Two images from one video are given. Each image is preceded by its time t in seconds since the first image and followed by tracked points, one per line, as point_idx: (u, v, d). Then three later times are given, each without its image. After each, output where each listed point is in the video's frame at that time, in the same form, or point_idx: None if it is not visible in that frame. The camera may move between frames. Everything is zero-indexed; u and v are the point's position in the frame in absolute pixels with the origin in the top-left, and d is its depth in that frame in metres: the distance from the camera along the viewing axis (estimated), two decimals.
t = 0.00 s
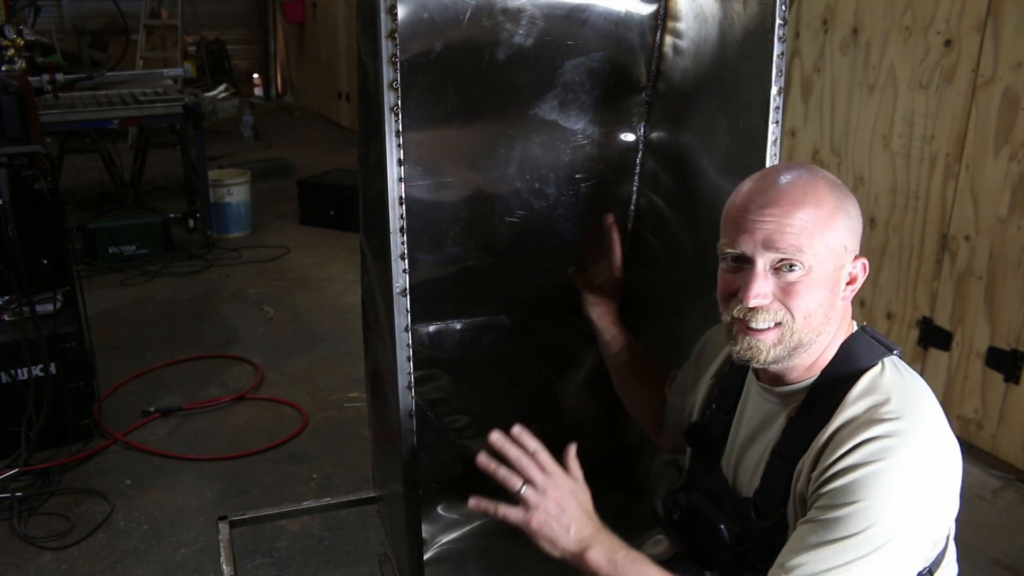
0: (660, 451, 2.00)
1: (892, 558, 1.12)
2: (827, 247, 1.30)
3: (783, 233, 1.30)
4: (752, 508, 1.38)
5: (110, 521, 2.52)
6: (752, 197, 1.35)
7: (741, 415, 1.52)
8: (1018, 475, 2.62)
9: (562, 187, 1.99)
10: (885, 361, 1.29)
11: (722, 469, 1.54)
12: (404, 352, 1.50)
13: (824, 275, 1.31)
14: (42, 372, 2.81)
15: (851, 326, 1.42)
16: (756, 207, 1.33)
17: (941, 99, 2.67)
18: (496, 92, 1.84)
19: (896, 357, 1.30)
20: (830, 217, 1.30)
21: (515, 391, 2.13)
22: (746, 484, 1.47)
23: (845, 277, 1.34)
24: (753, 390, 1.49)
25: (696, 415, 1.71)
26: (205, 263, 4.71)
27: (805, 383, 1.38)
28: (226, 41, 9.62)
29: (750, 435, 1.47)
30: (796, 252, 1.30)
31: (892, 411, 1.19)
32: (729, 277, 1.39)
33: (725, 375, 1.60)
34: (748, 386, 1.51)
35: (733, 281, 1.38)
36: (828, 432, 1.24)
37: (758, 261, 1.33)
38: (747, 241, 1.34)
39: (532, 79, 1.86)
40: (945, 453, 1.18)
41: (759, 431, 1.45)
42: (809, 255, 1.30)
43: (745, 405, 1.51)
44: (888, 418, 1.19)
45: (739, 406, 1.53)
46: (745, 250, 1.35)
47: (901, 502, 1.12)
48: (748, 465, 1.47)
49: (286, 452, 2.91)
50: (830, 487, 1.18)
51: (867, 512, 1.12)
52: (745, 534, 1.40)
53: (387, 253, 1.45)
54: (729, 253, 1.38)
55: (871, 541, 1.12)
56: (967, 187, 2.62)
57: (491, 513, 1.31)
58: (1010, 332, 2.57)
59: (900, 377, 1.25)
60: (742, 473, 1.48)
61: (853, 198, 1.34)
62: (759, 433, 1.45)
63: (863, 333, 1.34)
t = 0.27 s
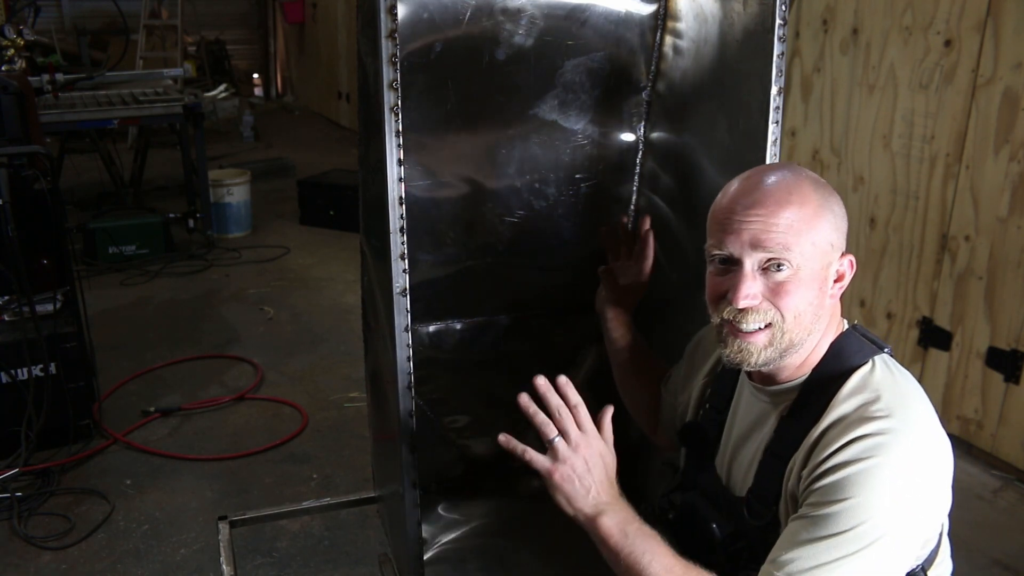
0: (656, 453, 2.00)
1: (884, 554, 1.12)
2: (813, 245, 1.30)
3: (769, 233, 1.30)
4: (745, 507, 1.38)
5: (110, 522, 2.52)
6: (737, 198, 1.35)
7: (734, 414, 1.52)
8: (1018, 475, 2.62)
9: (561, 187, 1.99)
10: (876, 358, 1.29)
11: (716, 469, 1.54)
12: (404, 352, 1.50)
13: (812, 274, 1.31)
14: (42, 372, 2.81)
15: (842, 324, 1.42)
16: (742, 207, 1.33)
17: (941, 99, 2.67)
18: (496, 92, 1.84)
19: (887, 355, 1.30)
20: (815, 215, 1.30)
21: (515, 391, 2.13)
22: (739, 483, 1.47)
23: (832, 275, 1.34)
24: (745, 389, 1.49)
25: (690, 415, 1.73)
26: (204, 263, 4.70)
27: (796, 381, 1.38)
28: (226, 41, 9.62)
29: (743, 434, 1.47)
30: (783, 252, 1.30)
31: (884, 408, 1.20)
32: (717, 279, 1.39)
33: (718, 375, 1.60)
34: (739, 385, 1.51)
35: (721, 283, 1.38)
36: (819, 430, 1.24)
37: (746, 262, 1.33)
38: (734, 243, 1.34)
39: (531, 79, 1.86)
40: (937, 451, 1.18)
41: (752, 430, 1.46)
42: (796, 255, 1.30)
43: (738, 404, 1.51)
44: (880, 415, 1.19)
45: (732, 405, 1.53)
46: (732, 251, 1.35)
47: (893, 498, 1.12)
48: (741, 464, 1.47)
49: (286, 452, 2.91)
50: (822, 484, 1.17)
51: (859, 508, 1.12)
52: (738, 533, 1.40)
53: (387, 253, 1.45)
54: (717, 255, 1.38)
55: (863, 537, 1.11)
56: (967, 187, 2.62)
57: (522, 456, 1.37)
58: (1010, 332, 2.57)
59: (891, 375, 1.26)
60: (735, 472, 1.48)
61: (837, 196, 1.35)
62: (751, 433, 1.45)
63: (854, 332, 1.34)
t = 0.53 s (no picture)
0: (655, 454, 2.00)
1: (884, 553, 1.11)
2: (810, 247, 1.30)
3: (767, 235, 1.30)
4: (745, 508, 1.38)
5: (110, 521, 2.52)
6: (733, 201, 1.35)
7: (732, 415, 1.52)
8: (1018, 475, 2.62)
9: (562, 187, 1.99)
10: (873, 358, 1.29)
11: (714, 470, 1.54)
12: (405, 352, 1.49)
13: (809, 276, 1.31)
14: (42, 372, 2.81)
15: (839, 324, 1.42)
16: (739, 210, 1.33)
17: (941, 99, 2.67)
18: (496, 93, 1.84)
19: (884, 354, 1.30)
20: (812, 217, 1.30)
21: (516, 392, 2.13)
22: (738, 484, 1.47)
23: (829, 276, 1.34)
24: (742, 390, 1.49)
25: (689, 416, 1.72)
26: (204, 263, 4.70)
27: (795, 382, 1.38)
28: (226, 41, 9.62)
29: (741, 436, 1.48)
30: (781, 254, 1.30)
31: (884, 407, 1.20)
32: (715, 282, 1.39)
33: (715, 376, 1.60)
34: (737, 386, 1.52)
35: (719, 287, 1.38)
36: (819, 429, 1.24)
37: (743, 265, 1.33)
38: (732, 246, 1.34)
39: (532, 79, 1.86)
40: (937, 450, 1.18)
41: (750, 432, 1.46)
42: (793, 257, 1.30)
43: (736, 405, 1.51)
44: (880, 414, 1.19)
45: (730, 406, 1.53)
46: (730, 254, 1.34)
47: (893, 497, 1.12)
48: (740, 465, 1.47)
49: (286, 452, 2.91)
50: (822, 483, 1.17)
51: (859, 507, 1.12)
52: (737, 533, 1.40)
53: (387, 253, 1.45)
54: (714, 258, 1.38)
55: (863, 536, 1.11)
56: (967, 186, 2.62)
57: None
58: (1010, 332, 2.57)
59: (890, 374, 1.26)
60: (735, 473, 1.48)
61: (832, 197, 1.35)
62: (750, 434, 1.45)
63: (851, 331, 1.34)
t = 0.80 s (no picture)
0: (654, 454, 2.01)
1: (878, 551, 1.12)
2: (805, 243, 1.30)
3: (762, 231, 1.30)
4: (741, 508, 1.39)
5: (110, 521, 2.52)
6: (729, 197, 1.35)
7: (728, 415, 1.52)
8: (1018, 475, 2.62)
9: (561, 187, 1.99)
10: (868, 356, 1.29)
11: (711, 470, 1.54)
12: (404, 352, 1.49)
13: (803, 272, 1.31)
14: (42, 372, 2.82)
15: (834, 322, 1.42)
16: (734, 206, 1.33)
17: (941, 99, 2.67)
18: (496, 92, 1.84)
19: (879, 353, 1.30)
20: (807, 215, 1.30)
21: (515, 392, 2.13)
22: (734, 484, 1.47)
23: (824, 274, 1.34)
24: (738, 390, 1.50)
25: (685, 416, 1.73)
26: (204, 263, 4.70)
27: (790, 380, 1.38)
28: (226, 41, 9.62)
29: (737, 435, 1.48)
30: (776, 250, 1.30)
31: (879, 405, 1.20)
32: (710, 279, 1.38)
33: (712, 376, 1.60)
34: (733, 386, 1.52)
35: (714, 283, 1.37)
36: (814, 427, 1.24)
37: (738, 260, 1.33)
38: (727, 241, 1.34)
39: (532, 79, 1.86)
40: (932, 448, 1.18)
41: (745, 431, 1.46)
42: (788, 253, 1.30)
43: (731, 405, 1.52)
44: (874, 412, 1.19)
45: (725, 406, 1.54)
46: (725, 250, 1.34)
47: (887, 495, 1.12)
48: (736, 465, 1.47)
49: (286, 452, 2.91)
50: (817, 481, 1.18)
51: (852, 505, 1.12)
52: (733, 534, 1.40)
53: (387, 253, 1.45)
54: (710, 254, 1.38)
55: (857, 533, 1.11)
56: (967, 186, 2.62)
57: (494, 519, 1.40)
58: (1010, 332, 2.57)
59: (885, 373, 1.26)
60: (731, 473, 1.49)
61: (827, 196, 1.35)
62: (745, 434, 1.46)
63: (845, 330, 1.34)
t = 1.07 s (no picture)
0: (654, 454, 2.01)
1: (878, 551, 1.11)
2: (801, 245, 1.30)
3: (758, 233, 1.30)
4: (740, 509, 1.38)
5: (110, 521, 2.52)
6: (724, 200, 1.35)
7: (727, 416, 1.52)
8: (1018, 475, 2.62)
9: (561, 187, 2.00)
10: (867, 356, 1.29)
11: (710, 471, 1.54)
12: (404, 352, 1.50)
13: (800, 274, 1.31)
14: (42, 372, 2.82)
15: (833, 323, 1.42)
16: (730, 209, 1.33)
17: (941, 99, 2.67)
18: (496, 92, 1.84)
19: (878, 353, 1.30)
20: (803, 216, 1.30)
21: (515, 392, 2.13)
22: (734, 484, 1.47)
23: (820, 275, 1.34)
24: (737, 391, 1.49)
25: (684, 416, 1.73)
26: (205, 263, 4.70)
27: (788, 381, 1.38)
28: (226, 41, 9.62)
29: (736, 436, 1.48)
30: (772, 253, 1.29)
31: (878, 405, 1.20)
32: (707, 282, 1.38)
33: (711, 376, 1.61)
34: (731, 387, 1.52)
35: (711, 287, 1.37)
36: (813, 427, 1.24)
37: (735, 263, 1.33)
38: (723, 244, 1.33)
39: (531, 79, 1.86)
40: (932, 447, 1.18)
41: (745, 432, 1.46)
42: (784, 256, 1.29)
43: (730, 406, 1.52)
44: (874, 412, 1.19)
45: (724, 407, 1.53)
46: (721, 253, 1.34)
47: (886, 495, 1.12)
48: (735, 466, 1.47)
49: (286, 452, 2.91)
50: (816, 481, 1.18)
51: (852, 505, 1.12)
52: (732, 534, 1.41)
53: (387, 253, 1.45)
54: (706, 256, 1.37)
55: (856, 533, 1.11)
56: (967, 186, 2.62)
57: (511, 479, 1.43)
58: (1010, 332, 2.57)
59: (883, 372, 1.26)
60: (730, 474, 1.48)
61: (823, 197, 1.35)
62: (745, 434, 1.46)
63: (844, 330, 1.34)
